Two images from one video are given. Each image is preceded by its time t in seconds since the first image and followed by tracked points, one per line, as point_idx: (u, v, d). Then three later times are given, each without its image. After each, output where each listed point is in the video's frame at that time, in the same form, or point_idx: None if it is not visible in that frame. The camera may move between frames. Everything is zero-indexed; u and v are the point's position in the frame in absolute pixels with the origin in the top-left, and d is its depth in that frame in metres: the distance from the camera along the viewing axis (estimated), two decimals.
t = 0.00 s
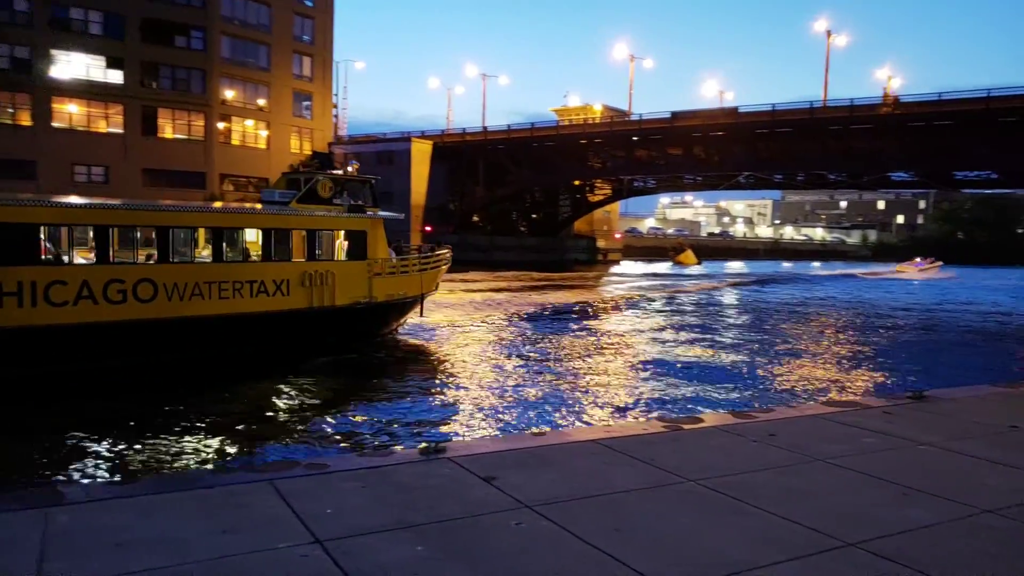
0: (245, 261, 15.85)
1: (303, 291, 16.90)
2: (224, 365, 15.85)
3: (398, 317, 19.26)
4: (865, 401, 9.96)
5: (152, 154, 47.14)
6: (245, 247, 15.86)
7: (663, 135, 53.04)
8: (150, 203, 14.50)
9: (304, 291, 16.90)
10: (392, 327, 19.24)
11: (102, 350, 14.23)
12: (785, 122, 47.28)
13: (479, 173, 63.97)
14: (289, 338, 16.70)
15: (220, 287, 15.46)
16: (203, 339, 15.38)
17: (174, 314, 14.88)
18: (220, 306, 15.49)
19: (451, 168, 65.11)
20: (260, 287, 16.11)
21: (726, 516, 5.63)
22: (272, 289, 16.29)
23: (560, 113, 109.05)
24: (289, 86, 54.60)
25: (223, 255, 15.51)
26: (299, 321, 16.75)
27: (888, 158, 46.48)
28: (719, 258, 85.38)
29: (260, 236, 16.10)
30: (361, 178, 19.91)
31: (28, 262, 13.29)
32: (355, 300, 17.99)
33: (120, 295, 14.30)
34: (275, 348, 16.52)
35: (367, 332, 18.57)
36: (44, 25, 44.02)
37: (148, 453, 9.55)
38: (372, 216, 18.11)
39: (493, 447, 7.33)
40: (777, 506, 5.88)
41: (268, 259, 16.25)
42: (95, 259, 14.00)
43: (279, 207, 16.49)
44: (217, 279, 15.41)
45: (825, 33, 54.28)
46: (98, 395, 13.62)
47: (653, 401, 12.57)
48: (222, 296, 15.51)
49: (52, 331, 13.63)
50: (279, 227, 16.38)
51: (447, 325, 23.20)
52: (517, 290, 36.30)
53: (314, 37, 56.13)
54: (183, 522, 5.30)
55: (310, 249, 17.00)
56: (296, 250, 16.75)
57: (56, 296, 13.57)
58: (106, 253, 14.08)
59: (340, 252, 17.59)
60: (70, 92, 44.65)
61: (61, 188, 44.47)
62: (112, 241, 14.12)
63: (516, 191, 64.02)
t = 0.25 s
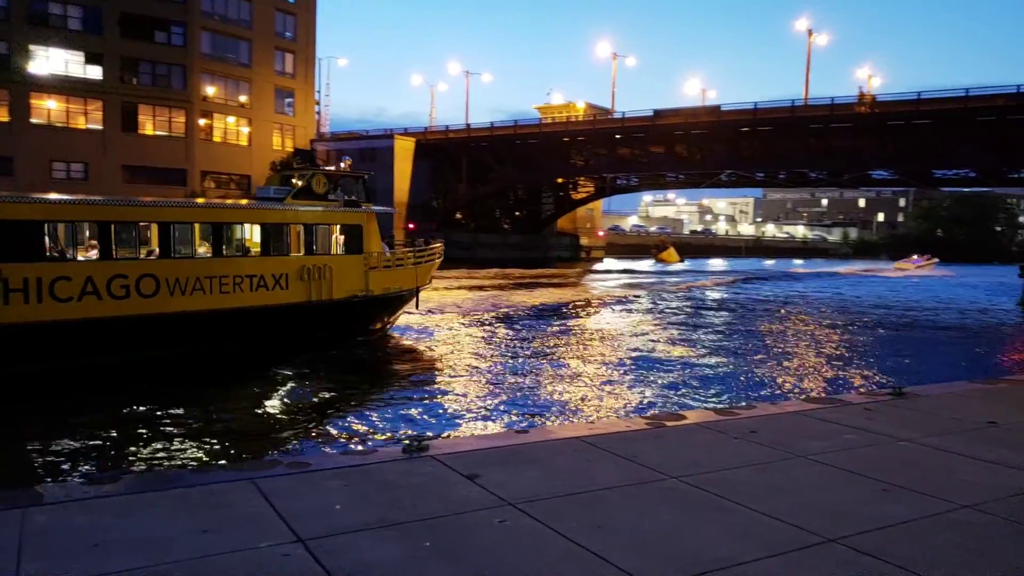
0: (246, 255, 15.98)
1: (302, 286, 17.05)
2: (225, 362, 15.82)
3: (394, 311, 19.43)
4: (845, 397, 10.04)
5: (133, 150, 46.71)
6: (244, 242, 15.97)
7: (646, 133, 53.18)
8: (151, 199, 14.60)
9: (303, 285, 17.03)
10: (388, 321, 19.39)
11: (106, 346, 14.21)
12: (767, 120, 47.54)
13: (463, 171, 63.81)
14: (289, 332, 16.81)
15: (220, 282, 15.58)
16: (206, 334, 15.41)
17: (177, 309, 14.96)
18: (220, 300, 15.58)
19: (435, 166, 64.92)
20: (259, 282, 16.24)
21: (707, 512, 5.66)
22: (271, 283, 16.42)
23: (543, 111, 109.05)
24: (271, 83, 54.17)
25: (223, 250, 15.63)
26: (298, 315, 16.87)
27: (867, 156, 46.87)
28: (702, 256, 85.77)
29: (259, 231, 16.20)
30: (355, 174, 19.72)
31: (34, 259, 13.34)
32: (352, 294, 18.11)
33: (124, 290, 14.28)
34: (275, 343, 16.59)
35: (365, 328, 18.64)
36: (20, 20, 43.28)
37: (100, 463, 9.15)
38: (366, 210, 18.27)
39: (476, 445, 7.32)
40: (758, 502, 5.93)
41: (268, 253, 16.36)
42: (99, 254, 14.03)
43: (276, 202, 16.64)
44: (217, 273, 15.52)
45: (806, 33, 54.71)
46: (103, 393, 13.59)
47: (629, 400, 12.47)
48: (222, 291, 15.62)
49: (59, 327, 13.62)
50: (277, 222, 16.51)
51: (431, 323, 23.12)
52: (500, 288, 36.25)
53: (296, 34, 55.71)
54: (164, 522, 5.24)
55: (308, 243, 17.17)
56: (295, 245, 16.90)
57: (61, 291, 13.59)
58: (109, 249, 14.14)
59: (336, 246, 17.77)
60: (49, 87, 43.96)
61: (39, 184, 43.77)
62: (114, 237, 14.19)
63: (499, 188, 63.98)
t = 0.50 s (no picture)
0: (250, 250, 16.80)
1: (303, 280, 17.92)
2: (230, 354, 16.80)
3: (390, 305, 20.30)
4: (831, 395, 10.09)
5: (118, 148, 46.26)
6: (248, 238, 16.76)
7: (632, 131, 53.31)
8: (158, 197, 15.33)
9: (304, 280, 17.93)
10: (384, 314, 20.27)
11: (115, 340, 14.99)
12: (753, 118, 47.75)
13: (450, 169, 63.68)
14: (289, 325, 17.70)
15: (224, 277, 16.35)
16: (212, 327, 16.30)
17: (185, 304, 15.77)
18: (224, 294, 16.37)
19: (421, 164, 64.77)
20: (262, 276, 17.07)
21: (694, 510, 5.67)
22: (274, 277, 17.26)
23: (529, 109, 108.96)
24: (257, 81, 53.77)
25: (227, 246, 16.37)
26: (298, 309, 17.77)
27: (852, 154, 47.18)
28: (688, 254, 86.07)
29: (262, 227, 17.00)
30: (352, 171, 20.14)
31: (46, 256, 14.02)
32: (351, 287, 19.11)
33: (131, 286, 15.02)
34: (276, 335, 17.52)
35: (363, 320, 19.64)
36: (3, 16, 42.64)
37: (87, 464, 9.00)
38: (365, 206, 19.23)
39: (462, 443, 7.29)
40: (745, 499, 5.94)
41: (270, 248, 17.19)
42: (107, 250, 14.70)
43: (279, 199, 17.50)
44: (222, 268, 16.28)
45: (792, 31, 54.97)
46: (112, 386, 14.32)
47: (616, 399, 12.33)
48: (226, 285, 16.41)
49: (70, 321, 14.37)
50: (280, 218, 17.35)
51: (417, 321, 23.02)
52: (487, 285, 36.21)
53: (282, 31, 55.36)
54: (150, 521, 5.18)
55: (310, 238, 18.04)
56: (297, 240, 17.75)
57: (70, 288, 14.27)
58: (117, 246, 14.82)
59: (335, 240, 18.67)
60: (32, 84, 43.39)
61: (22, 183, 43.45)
62: (122, 235, 14.84)
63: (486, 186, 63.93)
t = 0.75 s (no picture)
0: (255, 247, 17.04)
1: (308, 276, 18.20)
2: (239, 350, 17.09)
3: (393, 301, 20.58)
4: (821, 392, 10.14)
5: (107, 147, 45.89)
6: (255, 236, 17.00)
7: (621, 129, 53.39)
8: (167, 196, 15.50)
9: (309, 276, 18.19)
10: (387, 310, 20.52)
11: (126, 337, 15.24)
12: (741, 116, 47.92)
13: (438, 167, 63.59)
14: (295, 322, 17.96)
15: (231, 274, 16.59)
16: (221, 323, 16.56)
17: (194, 300, 15.99)
18: (232, 290, 16.63)
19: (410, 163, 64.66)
20: (268, 272, 17.31)
21: (684, 508, 5.66)
22: (280, 274, 17.53)
23: (518, 107, 108.89)
24: (245, 80, 53.45)
25: (234, 244, 16.60)
26: (304, 304, 18.06)
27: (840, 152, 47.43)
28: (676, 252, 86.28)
29: (268, 224, 17.24)
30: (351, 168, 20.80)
31: (59, 254, 14.26)
32: (356, 283, 19.35)
33: (141, 283, 15.26)
34: (282, 331, 17.76)
35: (370, 316, 19.83)
36: None
37: (100, 461, 9.18)
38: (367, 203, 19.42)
39: (451, 442, 7.27)
40: (733, 496, 5.96)
41: (276, 246, 17.43)
42: (117, 248, 14.90)
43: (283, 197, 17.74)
44: (229, 265, 16.52)
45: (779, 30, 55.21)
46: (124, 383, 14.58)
47: (608, 398, 12.27)
48: (233, 282, 16.65)
49: (83, 318, 14.62)
50: (285, 215, 17.60)
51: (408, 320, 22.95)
52: (477, 284, 36.15)
53: (270, 30, 55.11)
54: (138, 521, 5.13)
55: (315, 234, 18.29)
56: (302, 237, 18.01)
57: (82, 286, 14.53)
58: (127, 244, 15.01)
59: (339, 237, 18.92)
60: (18, 83, 42.98)
61: (11, 183, 43.08)
62: (132, 233, 15.03)
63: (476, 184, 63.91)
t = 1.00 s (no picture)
0: (265, 246, 17.08)
1: (316, 274, 18.26)
2: (251, 346, 17.09)
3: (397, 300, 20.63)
4: (812, 391, 10.19)
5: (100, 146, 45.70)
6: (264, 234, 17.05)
7: (615, 129, 53.45)
8: (180, 195, 15.52)
9: (318, 273, 18.28)
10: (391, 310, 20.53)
11: (141, 333, 15.21)
12: (735, 116, 48.04)
13: (432, 166, 63.53)
14: (302, 320, 17.96)
15: (242, 272, 16.61)
16: (233, 319, 16.57)
17: (206, 297, 16.01)
18: (243, 289, 16.64)
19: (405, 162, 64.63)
20: (277, 271, 17.37)
21: (676, 507, 5.67)
22: (289, 272, 17.59)
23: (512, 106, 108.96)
24: (239, 79, 53.27)
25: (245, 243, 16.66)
26: (311, 303, 18.08)
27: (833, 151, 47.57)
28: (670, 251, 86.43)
29: (276, 223, 17.31)
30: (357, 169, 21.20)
31: (76, 252, 14.20)
32: (363, 280, 19.39)
33: (154, 280, 15.22)
34: (290, 330, 17.76)
35: (377, 314, 19.93)
36: None
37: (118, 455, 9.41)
38: (372, 202, 19.54)
39: (444, 440, 7.27)
40: (724, 495, 5.98)
41: (285, 244, 17.49)
42: (133, 245, 14.90)
43: (290, 196, 17.88)
44: (240, 263, 16.54)
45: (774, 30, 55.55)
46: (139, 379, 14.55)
47: (601, 397, 12.30)
48: (245, 279, 16.69)
49: (100, 315, 14.55)
50: (292, 214, 17.74)
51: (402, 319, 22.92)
52: (471, 283, 36.16)
53: (264, 28, 54.92)
54: (130, 521, 5.09)
55: (322, 233, 18.39)
56: (310, 236, 18.10)
57: (98, 282, 14.50)
58: (141, 242, 15.02)
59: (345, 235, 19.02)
60: (11, 82, 42.78)
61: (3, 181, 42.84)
62: (146, 230, 15.06)
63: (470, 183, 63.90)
